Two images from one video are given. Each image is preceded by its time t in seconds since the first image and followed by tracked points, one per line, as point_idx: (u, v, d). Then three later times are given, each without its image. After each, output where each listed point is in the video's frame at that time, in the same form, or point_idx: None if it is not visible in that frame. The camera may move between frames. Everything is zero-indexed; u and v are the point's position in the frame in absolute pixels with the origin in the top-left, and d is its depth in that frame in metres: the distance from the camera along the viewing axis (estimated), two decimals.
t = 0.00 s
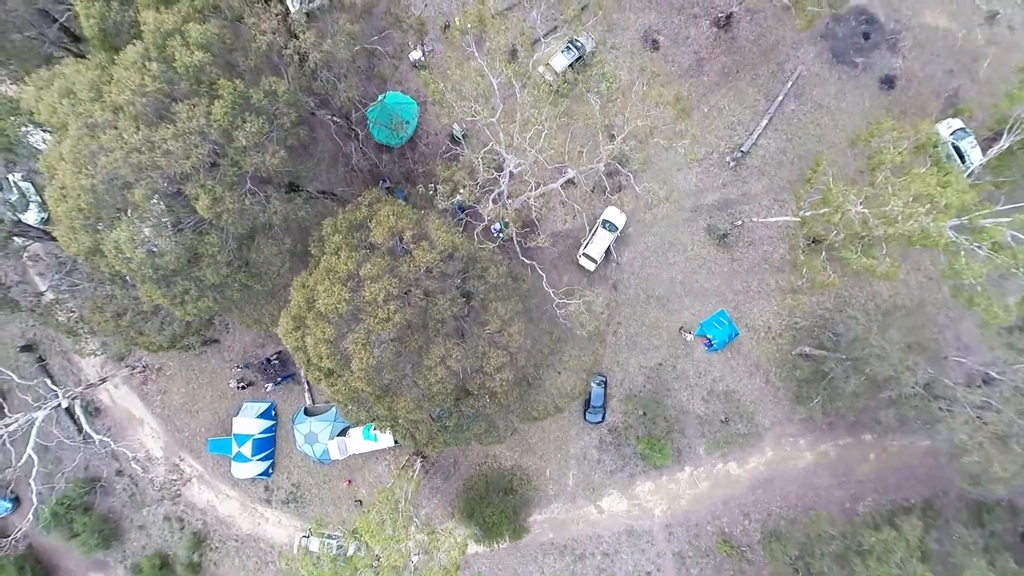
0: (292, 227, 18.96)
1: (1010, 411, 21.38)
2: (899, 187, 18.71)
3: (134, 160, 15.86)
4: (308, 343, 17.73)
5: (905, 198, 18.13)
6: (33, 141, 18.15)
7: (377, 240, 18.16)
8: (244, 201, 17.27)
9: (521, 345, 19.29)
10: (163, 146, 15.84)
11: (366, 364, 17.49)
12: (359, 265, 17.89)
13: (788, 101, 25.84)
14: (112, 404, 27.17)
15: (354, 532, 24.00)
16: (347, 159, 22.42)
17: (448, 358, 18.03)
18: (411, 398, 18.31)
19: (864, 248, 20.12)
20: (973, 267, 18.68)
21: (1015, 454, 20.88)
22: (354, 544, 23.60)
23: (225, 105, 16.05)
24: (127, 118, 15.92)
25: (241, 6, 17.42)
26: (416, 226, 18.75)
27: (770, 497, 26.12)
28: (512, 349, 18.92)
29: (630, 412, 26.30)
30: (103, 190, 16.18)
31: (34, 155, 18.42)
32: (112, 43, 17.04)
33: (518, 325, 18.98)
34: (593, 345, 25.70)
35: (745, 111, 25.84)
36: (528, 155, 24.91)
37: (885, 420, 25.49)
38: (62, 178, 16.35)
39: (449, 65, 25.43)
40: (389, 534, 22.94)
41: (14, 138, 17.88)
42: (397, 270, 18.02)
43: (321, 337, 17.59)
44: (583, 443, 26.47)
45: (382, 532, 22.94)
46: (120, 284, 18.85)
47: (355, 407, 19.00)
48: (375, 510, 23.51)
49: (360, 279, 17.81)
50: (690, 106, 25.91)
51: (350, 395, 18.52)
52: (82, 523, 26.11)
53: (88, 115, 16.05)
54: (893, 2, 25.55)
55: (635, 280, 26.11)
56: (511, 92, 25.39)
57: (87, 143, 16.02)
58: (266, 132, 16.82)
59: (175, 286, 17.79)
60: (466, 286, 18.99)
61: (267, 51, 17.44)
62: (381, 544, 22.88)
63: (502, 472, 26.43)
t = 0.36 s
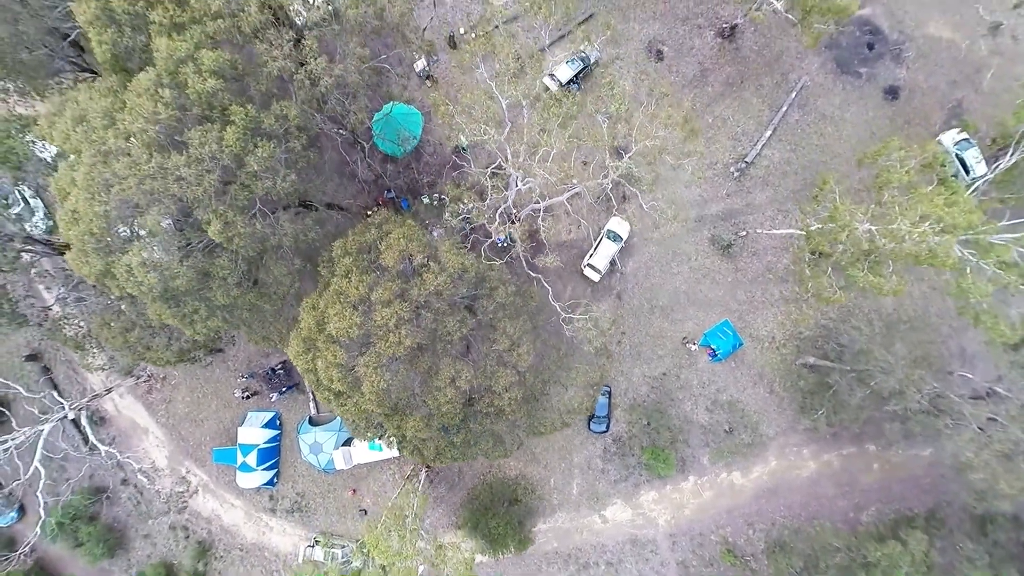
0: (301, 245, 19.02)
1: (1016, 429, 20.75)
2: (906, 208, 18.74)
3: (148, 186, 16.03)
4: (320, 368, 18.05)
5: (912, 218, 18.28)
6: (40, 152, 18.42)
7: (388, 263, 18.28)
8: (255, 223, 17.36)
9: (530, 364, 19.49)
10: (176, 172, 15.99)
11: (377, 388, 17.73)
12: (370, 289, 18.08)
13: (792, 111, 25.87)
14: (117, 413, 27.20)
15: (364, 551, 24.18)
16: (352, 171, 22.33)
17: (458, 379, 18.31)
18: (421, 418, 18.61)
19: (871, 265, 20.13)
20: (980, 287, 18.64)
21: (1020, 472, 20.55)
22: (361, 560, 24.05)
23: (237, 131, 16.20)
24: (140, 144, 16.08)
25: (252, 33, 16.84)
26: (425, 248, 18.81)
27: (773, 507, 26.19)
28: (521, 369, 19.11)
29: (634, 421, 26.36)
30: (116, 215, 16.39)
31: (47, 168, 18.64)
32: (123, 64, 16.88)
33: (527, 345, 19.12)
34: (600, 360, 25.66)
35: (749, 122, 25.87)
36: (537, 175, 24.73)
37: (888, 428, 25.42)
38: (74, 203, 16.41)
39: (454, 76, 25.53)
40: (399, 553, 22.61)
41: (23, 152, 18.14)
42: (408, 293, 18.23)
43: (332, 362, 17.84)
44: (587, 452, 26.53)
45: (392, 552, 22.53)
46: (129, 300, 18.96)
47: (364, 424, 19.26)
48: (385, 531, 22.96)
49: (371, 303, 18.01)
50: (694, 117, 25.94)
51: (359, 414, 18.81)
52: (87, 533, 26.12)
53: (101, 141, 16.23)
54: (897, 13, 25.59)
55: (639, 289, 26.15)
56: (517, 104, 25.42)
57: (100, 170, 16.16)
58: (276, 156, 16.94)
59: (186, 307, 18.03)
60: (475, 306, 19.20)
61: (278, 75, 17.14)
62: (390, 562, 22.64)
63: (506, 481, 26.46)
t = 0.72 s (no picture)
0: (311, 266, 19.08)
1: None
2: (914, 227, 18.83)
3: (162, 216, 16.33)
4: (331, 392, 18.35)
5: (921, 237, 18.33)
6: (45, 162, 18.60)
7: (399, 287, 18.46)
8: (267, 246, 17.48)
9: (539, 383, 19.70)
10: (190, 200, 16.25)
11: (388, 412, 18.03)
12: (381, 313, 18.26)
13: (797, 122, 25.89)
14: (122, 424, 27.21)
15: (371, 566, 24.01)
16: (358, 184, 22.33)
17: (468, 400, 18.63)
18: (431, 438, 18.95)
19: (878, 282, 20.17)
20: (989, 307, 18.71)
21: None
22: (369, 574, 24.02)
23: (250, 158, 16.41)
24: (153, 172, 16.31)
25: (265, 60, 17.06)
26: (435, 270, 19.00)
27: (778, 517, 26.21)
28: (530, 389, 19.32)
29: (639, 431, 26.40)
30: (128, 242, 16.66)
31: (57, 181, 18.77)
32: (134, 89, 17.23)
33: (535, 365, 19.35)
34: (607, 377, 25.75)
35: (754, 132, 25.89)
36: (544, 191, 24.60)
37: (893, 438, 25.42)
38: (87, 229, 16.81)
39: (459, 88, 25.57)
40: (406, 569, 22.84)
41: (33, 169, 18.44)
42: (418, 316, 18.46)
43: (343, 386, 18.15)
44: (592, 462, 26.56)
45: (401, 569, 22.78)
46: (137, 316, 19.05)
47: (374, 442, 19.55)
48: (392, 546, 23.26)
49: (382, 327, 18.25)
50: (698, 127, 25.97)
51: (369, 434, 19.10)
52: (93, 544, 26.14)
53: (115, 172, 16.53)
54: (901, 24, 25.62)
55: (644, 299, 26.17)
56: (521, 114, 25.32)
57: (113, 199, 16.49)
58: (288, 181, 17.12)
59: (196, 326, 18.06)
60: (483, 327, 19.43)
61: (290, 101, 17.41)
62: None
63: (511, 491, 26.43)
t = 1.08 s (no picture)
0: (320, 284, 19.13)
1: None
2: (922, 246, 18.89)
3: (176, 240, 16.47)
4: (343, 413, 18.62)
5: (930, 257, 18.34)
6: (53, 174, 19.49)
7: (410, 309, 18.57)
8: (278, 269, 17.58)
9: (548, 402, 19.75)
10: (202, 226, 16.45)
11: (399, 434, 18.27)
12: (393, 336, 18.39)
13: (801, 132, 25.90)
14: (127, 432, 27.27)
15: None
16: (364, 195, 22.37)
17: (477, 420, 18.73)
18: (441, 457, 19.09)
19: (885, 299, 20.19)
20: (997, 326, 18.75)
21: None
22: None
23: (261, 182, 16.57)
24: (166, 198, 16.52)
25: (277, 84, 17.24)
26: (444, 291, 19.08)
27: (783, 526, 26.24)
28: (540, 408, 19.43)
29: (643, 440, 26.44)
30: (141, 266, 16.91)
31: (66, 198, 19.56)
32: (146, 111, 17.63)
33: (544, 384, 19.38)
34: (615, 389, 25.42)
35: (758, 142, 25.91)
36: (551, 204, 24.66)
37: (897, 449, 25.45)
38: (99, 253, 17.06)
39: (465, 99, 25.59)
40: None
41: (43, 186, 19.32)
42: (429, 339, 18.63)
43: (355, 408, 18.40)
44: (597, 471, 26.62)
45: None
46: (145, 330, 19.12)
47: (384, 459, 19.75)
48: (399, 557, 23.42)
49: (393, 350, 18.39)
50: (702, 137, 26.00)
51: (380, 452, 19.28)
52: (99, 552, 26.21)
53: (128, 199, 16.70)
54: (906, 34, 25.62)
55: (648, 309, 26.20)
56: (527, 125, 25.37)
57: (127, 225, 16.70)
58: (300, 204, 17.25)
59: (207, 346, 18.10)
60: (493, 346, 19.47)
61: (301, 124, 17.56)
62: None
63: (516, 500, 26.45)
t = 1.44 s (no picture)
0: (331, 306, 19.29)
1: None
2: (929, 262, 18.94)
3: (188, 264, 16.54)
4: (354, 434, 18.78)
5: (938, 273, 18.38)
6: (62, 189, 19.64)
7: (420, 330, 18.68)
8: (290, 292, 17.73)
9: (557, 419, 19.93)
10: (214, 251, 16.54)
11: (410, 455, 18.41)
12: (404, 358, 18.48)
13: (806, 141, 25.89)
14: (133, 442, 27.32)
15: None
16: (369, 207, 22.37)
17: (487, 439, 18.89)
18: (451, 475, 19.23)
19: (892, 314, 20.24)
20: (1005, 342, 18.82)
21: None
22: None
23: (273, 206, 16.69)
24: (178, 224, 16.62)
25: (287, 108, 17.42)
26: (453, 311, 19.23)
27: (788, 535, 26.26)
28: (548, 425, 19.57)
29: (648, 448, 26.46)
30: (153, 290, 17.00)
31: (74, 213, 19.55)
32: (156, 133, 17.75)
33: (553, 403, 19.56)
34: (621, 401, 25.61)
35: (763, 151, 25.90)
36: (556, 216, 24.74)
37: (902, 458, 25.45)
38: (111, 275, 17.16)
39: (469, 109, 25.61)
40: None
41: (53, 202, 19.36)
42: (440, 360, 18.75)
43: (366, 428, 18.55)
44: (602, 480, 26.63)
45: None
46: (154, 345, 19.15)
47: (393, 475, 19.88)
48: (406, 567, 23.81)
49: (403, 371, 18.48)
50: (707, 146, 25.99)
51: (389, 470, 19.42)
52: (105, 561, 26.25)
53: (140, 224, 16.76)
54: (911, 43, 25.61)
55: (653, 318, 26.21)
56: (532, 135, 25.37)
57: (140, 251, 16.81)
58: (310, 226, 17.40)
59: (217, 364, 18.19)
60: (501, 362, 19.53)
61: (311, 148, 17.73)
62: None
63: (520, 508, 26.45)
